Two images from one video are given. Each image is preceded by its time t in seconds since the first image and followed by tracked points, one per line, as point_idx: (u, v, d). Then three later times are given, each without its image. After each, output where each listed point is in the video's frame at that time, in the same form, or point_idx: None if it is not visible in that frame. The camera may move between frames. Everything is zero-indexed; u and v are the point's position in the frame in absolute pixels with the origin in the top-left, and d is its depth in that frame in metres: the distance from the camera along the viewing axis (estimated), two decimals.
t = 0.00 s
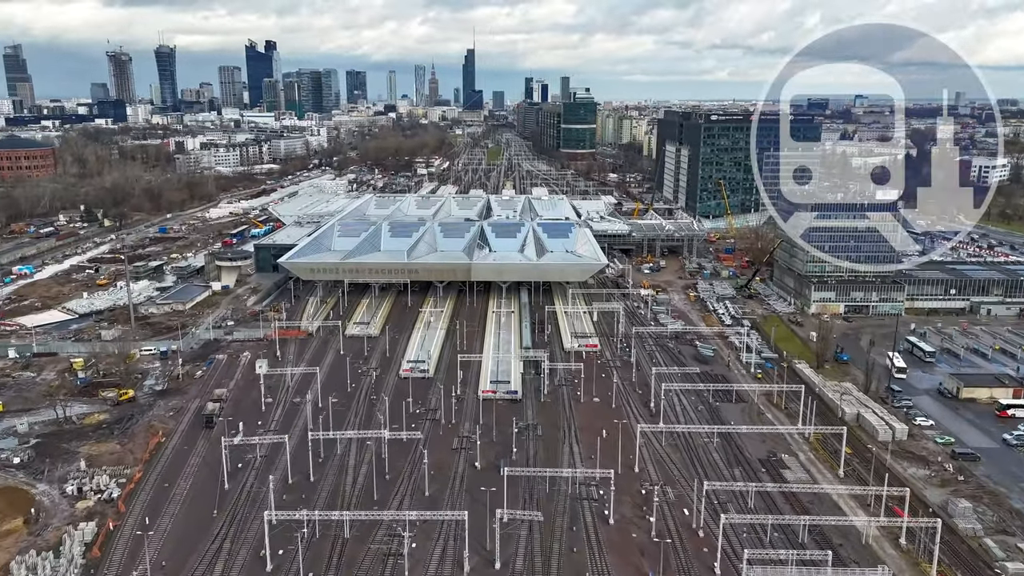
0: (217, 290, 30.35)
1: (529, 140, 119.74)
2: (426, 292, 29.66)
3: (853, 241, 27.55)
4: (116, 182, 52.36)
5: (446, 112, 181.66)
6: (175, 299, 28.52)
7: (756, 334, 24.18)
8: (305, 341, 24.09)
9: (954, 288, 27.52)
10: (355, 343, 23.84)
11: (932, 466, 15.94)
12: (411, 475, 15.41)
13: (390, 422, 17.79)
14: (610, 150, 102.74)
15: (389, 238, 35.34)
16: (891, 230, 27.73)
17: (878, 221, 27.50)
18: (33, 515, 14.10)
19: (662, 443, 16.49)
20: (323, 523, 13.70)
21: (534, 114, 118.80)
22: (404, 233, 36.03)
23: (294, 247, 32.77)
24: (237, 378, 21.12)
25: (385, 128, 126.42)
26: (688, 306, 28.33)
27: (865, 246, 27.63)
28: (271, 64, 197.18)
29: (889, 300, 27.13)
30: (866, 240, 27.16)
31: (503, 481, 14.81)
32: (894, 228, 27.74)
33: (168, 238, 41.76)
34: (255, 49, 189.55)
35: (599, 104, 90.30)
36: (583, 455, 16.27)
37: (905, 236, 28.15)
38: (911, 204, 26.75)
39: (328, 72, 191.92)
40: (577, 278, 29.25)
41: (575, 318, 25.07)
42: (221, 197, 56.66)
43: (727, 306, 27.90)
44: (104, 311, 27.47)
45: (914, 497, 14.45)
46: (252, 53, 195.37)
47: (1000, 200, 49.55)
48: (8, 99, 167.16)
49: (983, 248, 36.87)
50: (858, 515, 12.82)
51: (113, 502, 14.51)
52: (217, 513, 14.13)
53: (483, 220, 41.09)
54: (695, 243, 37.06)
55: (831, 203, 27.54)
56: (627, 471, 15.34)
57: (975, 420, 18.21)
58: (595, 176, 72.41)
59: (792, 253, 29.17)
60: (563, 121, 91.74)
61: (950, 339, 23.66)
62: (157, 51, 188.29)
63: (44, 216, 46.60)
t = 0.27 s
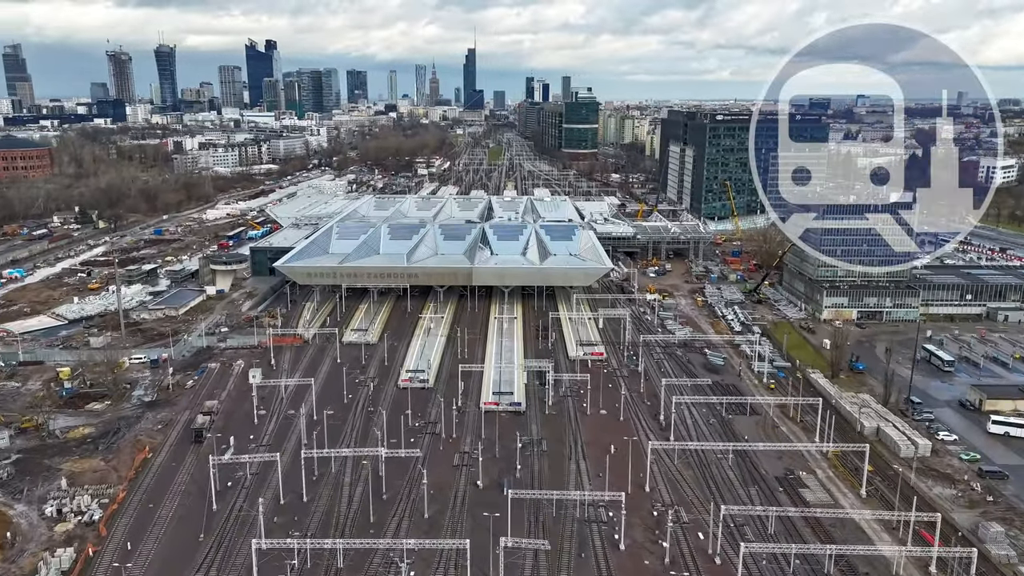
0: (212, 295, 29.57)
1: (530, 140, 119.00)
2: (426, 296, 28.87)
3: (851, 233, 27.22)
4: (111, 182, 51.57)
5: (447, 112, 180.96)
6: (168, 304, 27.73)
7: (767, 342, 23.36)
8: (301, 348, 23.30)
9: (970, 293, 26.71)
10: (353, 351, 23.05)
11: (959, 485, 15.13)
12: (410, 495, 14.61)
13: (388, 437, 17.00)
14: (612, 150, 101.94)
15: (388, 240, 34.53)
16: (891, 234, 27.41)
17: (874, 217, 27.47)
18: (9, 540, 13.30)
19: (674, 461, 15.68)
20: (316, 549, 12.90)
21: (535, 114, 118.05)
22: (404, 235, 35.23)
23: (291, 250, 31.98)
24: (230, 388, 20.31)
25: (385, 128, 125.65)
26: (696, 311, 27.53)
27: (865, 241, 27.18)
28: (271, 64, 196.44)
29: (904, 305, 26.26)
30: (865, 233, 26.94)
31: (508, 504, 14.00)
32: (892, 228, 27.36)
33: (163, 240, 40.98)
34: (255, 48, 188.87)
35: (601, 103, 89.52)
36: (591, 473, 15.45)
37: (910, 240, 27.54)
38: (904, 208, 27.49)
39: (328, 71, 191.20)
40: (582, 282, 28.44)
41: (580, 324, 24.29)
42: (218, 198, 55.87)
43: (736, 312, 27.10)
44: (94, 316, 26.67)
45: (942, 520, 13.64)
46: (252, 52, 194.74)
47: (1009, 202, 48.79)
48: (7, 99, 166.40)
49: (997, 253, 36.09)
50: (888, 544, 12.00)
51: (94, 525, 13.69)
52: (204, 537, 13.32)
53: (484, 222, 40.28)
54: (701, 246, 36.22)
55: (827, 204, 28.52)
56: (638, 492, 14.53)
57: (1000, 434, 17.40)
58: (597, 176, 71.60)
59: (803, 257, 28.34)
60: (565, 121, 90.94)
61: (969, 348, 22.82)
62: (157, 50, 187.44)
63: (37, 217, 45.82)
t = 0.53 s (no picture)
0: (204, 301, 28.68)
1: (530, 140, 118.11)
2: (425, 303, 27.96)
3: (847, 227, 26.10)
4: (105, 184, 50.68)
5: (447, 112, 180.08)
6: (159, 311, 26.82)
7: (780, 352, 22.44)
8: (296, 357, 22.38)
9: (987, 299, 25.83)
10: (348, 361, 22.14)
11: (992, 509, 14.20)
12: (407, 521, 13.68)
13: (385, 456, 16.09)
14: (613, 150, 101.05)
15: (386, 244, 33.64)
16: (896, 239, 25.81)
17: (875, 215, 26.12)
18: None
19: (688, 484, 14.77)
20: None
21: (536, 114, 117.16)
22: (403, 239, 34.33)
23: (287, 255, 31.07)
24: (219, 401, 19.40)
25: (385, 128, 124.82)
26: (704, 318, 26.63)
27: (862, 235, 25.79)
28: (270, 63, 195.62)
29: (920, 312, 25.36)
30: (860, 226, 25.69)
31: (512, 533, 13.08)
32: (892, 231, 25.77)
33: (156, 244, 40.06)
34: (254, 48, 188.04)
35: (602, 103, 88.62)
36: (600, 497, 14.53)
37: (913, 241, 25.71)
38: (905, 207, 25.84)
39: (327, 71, 190.33)
40: (586, 288, 27.54)
41: (585, 333, 23.40)
42: (215, 200, 54.97)
43: (746, 320, 26.18)
44: (82, 324, 25.75)
45: (979, 550, 12.71)
46: (251, 52, 193.92)
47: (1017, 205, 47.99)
48: (5, 99, 165.50)
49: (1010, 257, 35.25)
50: None
51: (68, 556, 12.76)
52: (185, 569, 12.39)
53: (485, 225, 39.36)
54: (708, 250, 35.30)
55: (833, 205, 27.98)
56: (650, 519, 13.61)
57: None
58: (599, 177, 70.74)
59: (815, 262, 27.41)
60: (566, 120, 90.05)
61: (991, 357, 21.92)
62: (155, 50, 186.45)
63: (29, 220, 44.93)
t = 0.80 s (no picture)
0: (194, 308, 27.75)
1: (531, 140, 117.17)
2: (424, 310, 27.03)
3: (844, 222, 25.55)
4: (98, 186, 49.72)
5: (446, 112, 179.14)
6: (146, 319, 25.88)
7: (792, 362, 21.51)
8: (287, 368, 21.44)
9: (1006, 306, 24.88)
10: (342, 373, 21.19)
11: None
12: (401, 554, 12.71)
13: (378, 479, 15.13)
14: (614, 151, 100.11)
15: (384, 249, 32.69)
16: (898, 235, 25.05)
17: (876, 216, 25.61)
18: None
19: (702, 512, 13.81)
20: None
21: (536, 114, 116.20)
22: (401, 244, 33.40)
23: (280, 260, 30.14)
24: (205, 417, 18.44)
25: (383, 128, 123.85)
26: (713, 326, 25.70)
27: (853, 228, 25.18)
28: (269, 63, 194.64)
29: (937, 321, 24.42)
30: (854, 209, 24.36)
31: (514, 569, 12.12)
32: (891, 231, 25.11)
33: (148, 248, 39.12)
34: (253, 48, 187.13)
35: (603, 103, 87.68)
36: (609, 526, 13.56)
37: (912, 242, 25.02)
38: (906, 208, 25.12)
39: (326, 71, 189.40)
40: (589, 295, 26.63)
41: (589, 343, 22.47)
42: (210, 202, 54.05)
43: (756, 328, 25.26)
44: (66, 334, 24.81)
45: None
46: (250, 52, 193.03)
47: None
48: (1, 99, 164.31)
49: None
50: None
51: None
52: None
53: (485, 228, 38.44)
54: (714, 254, 34.35)
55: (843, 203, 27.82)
56: (663, 551, 12.65)
57: None
58: (600, 178, 69.84)
59: (826, 268, 26.50)
60: (566, 121, 89.09)
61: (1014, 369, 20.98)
62: (153, 50, 185.28)
63: (19, 223, 43.99)
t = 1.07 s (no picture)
0: (186, 316, 26.95)
1: (531, 141, 116.45)
2: (422, 317, 26.24)
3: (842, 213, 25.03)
4: (91, 188, 48.92)
5: (446, 113, 178.40)
6: (135, 327, 25.05)
7: (804, 374, 20.72)
8: (279, 379, 20.62)
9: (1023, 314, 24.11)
10: (336, 385, 20.38)
11: None
12: None
13: (372, 502, 14.31)
14: (615, 152, 99.39)
15: (381, 253, 31.89)
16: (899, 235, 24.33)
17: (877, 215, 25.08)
18: None
19: (716, 538, 12.99)
20: None
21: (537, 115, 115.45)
22: (398, 248, 32.61)
23: (274, 266, 29.35)
24: (192, 432, 17.63)
25: (382, 129, 123.07)
26: (720, 335, 24.90)
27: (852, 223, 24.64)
28: (267, 64, 193.90)
29: (952, 330, 23.62)
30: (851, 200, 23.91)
31: None
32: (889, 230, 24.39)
33: (140, 252, 38.32)
34: (251, 49, 186.42)
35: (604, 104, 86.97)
36: (616, 553, 12.74)
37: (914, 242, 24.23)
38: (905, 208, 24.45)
39: (325, 72, 188.67)
40: (592, 302, 25.83)
41: (593, 353, 21.68)
42: (205, 204, 53.27)
43: (765, 337, 24.48)
44: (52, 342, 24.00)
45: None
46: (248, 53, 192.34)
47: None
48: None
49: None
50: None
51: None
52: None
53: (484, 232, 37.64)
54: (719, 258, 33.54)
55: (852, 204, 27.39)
56: None
57: None
58: (601, 180, 69.09)
59: (836, 274, 25.70)
60: (566, 122, 88.32)
61: None
62: (150, 50, 184.49)
63: (10, 226, 43.18)
